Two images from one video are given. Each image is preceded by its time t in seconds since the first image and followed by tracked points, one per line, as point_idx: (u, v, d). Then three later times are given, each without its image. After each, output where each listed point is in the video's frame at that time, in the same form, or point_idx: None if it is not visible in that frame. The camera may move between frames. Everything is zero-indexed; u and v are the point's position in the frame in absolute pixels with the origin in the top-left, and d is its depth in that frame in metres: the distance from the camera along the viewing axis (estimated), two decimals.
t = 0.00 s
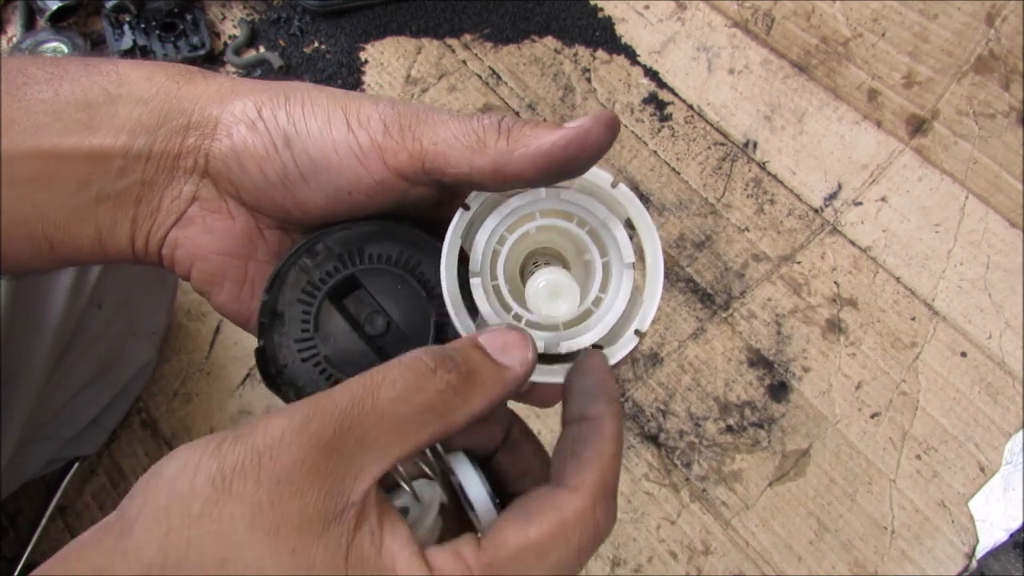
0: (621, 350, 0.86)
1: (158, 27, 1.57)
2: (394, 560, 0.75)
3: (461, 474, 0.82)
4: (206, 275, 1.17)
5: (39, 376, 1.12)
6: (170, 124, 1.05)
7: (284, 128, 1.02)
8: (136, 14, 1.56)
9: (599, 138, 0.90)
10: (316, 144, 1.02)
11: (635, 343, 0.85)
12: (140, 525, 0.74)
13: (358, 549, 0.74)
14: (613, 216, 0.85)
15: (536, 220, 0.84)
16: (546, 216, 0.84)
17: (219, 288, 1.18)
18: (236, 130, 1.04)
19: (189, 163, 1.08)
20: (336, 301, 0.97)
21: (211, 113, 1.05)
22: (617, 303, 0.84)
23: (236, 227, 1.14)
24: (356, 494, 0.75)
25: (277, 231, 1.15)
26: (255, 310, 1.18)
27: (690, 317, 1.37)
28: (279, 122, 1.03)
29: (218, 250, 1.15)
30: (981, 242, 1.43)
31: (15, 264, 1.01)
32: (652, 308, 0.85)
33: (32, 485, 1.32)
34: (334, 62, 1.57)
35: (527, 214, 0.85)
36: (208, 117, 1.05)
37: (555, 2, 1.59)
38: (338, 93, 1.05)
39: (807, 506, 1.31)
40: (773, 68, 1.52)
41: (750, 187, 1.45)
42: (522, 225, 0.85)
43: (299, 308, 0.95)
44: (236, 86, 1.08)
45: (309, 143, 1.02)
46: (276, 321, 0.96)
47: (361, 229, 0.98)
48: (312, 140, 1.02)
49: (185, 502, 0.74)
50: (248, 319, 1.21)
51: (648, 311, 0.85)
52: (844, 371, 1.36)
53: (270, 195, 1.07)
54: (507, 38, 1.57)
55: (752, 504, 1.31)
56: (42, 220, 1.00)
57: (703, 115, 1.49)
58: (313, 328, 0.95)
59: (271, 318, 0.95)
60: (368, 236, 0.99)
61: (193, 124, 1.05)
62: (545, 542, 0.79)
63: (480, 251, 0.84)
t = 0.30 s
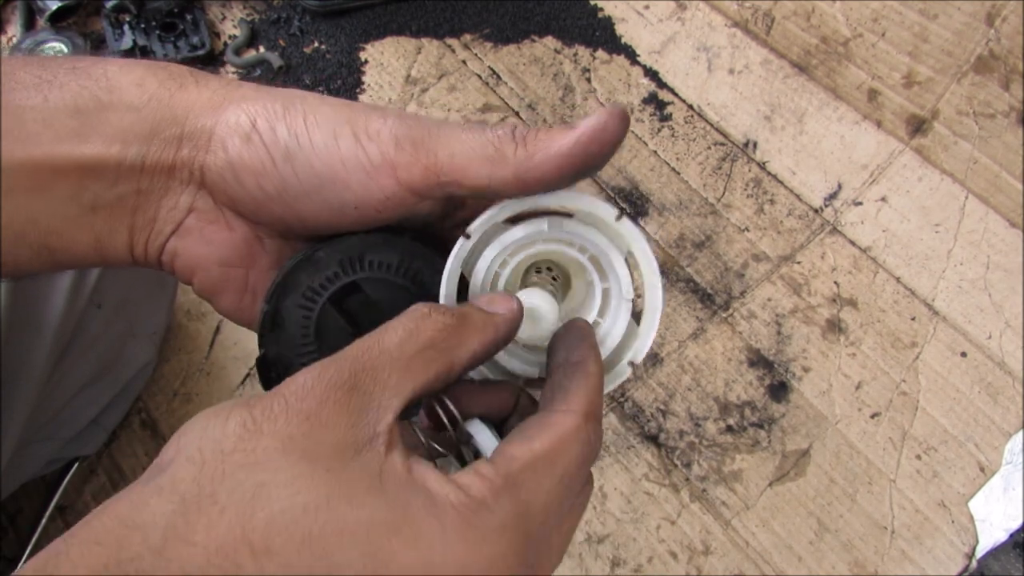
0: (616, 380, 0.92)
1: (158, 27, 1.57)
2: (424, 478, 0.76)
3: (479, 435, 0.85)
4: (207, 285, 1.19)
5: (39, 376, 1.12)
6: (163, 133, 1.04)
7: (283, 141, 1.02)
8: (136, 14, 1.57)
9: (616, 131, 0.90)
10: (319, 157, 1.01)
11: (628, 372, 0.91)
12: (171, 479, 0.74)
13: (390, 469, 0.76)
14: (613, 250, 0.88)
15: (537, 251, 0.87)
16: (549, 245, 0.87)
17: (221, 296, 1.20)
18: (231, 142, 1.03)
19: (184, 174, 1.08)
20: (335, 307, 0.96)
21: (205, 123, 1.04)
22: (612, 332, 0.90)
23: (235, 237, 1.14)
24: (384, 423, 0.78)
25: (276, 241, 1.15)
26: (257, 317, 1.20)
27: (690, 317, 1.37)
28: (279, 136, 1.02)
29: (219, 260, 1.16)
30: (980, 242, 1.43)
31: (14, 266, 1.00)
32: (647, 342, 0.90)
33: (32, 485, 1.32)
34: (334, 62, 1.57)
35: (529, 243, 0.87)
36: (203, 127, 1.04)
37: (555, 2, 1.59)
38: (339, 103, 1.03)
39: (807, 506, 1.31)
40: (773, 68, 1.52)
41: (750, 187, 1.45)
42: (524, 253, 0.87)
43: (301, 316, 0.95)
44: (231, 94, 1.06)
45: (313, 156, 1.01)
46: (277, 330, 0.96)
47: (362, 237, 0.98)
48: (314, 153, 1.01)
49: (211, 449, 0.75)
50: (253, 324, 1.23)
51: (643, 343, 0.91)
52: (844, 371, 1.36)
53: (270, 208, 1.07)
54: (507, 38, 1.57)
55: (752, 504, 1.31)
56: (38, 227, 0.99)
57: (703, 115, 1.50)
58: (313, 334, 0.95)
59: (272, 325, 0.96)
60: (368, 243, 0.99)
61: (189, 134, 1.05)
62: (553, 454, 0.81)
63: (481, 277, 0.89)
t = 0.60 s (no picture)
0: (607, 381, 0.93)
1: (158, 27, 1.57)
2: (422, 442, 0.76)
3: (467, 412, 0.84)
4: (207, 283, 1.19)
5: (39, 376, 1.12)
6: (157, 137, 1.03)
7: (277, 147, 1.02)
8: (136, 14, 1.57)
9: (617, 189, 0.92)
10: (315, 163, 1.01)
11: (620, 374, 0.93)
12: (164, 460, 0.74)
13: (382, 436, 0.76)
14: (609, 254, 0.90)
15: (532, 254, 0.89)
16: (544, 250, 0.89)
17: (222, 295, 1.20)
18: (225, 147, 1.03)
19: (180, 177, 1.07)
20: (333, 303, 0.97)
21: (199, 127, 1.04)
22: (606, 333, 0.92)
23: (234, 238, 1.14)
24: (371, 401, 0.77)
25: (274, 238, 1.14)
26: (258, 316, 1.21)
27: (690, 317, 1.37)
28: (273, 141, 1.02)
29: (218, 260, 1.16)
30: (981, 242, 1.43)
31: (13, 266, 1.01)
32: (638, 345, 0.92)
33: (32, 485, 1.32)
34: (334, 62, 1.57)
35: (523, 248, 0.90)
36: (197, 131, 1.04)
37: (555, 2, 1.59)
38: (333, 107, 1.03)
39: (807, 506, 1.31)
40: (773, 68, 1.52)
41: (750, 187, 1.45)
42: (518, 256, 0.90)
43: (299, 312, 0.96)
44: (223, 97, 1.06)
45: (308, 163, 1.01)
46: (275, 329, 0.96)
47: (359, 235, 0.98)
48: (309, 160, 1.01)
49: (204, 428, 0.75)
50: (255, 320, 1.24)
51: (635, 346, 0.92)
52: (844, 371, 1.36)
53: (267, 213, 1.07)
54: (507, 38, 1.57)
55: (752, 504, 1.31)
56: (37, 231, 0.99)
57: (703, 115, 1.50)
58: (312, 331, 0.96)
59: (271, 324, 0.96)
60: (364, 240, 0.98)
61: (183, 139, 1.04)
62: (556, 434, 0.83)
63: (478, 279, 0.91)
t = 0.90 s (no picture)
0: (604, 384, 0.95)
1: (158, 27, 1.57)
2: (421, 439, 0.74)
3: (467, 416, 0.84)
4: (207, 282, 1.19)
5: (40, 376, 1.12)
6: (158, 137, 1.03)
7: (275, 149, 1.01)
8: (136, 14, 1.57)
9: (612, 199, 0.92)
10: (313, 165, 1.01)
11: (619, 377, 0.93)
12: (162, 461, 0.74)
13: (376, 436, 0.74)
14: (607, 258, 0.91)
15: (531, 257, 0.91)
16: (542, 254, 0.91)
17: (222, 294, 1.20)
18: (225, 148, 1.03)
19: (180, 176, 1.07)
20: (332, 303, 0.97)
21: (200, 127, 1.04)
22: (605, 337, 0.93)
23: (234, 238, 1.14)
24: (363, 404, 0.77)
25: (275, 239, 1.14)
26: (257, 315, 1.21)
27: (690, 317, 1.37)
28: (271, 143, 1.02)
29: (219, 258, 1.16)
30: (980, 242, 1.43)
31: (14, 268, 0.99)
32: (636, 349, 0.93)
33: (32, 485, 1.32)
34: (334, 62, 1.57)
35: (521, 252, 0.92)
36: (197, 132, 1.04)
37: (555, 2, 1.59)
38: (331, 109, 1.03)
39: (807, 506, 1.31)
40: (773, 68, 1.53)
41: (750, 187, 1.45)
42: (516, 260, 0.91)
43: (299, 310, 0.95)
44: (224, 98, 1.06)
45: (306, 165, 1.01)
46: (274, 326, 0.95)
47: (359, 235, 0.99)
48: (307, 162, 1.01)
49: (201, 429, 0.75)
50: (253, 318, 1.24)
51: (632, 350, 0.93)
52: (844, 371, 1.36)
53: (265, 214, 1.07)
54: (507, 38, 1.57)
55: (752, 504, 1.31)
56: (38, 226, 0.97)
57: (703, 116, 1.50)
58: (310, 331, 0.96)
59: (270, 322, 0.95)
60: (364, 241, 0.98)
61: (183, 139, 1.04)
62: (558, 437, 0.82)
63: (477, 280, 0.92)
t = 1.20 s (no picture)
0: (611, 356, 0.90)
1: (158, 27, 1.57)
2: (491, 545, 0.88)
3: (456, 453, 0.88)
4: (212, 266, 1.19)
5: (39, 376, 1.12)
6: (168, 118, 1.04)
7: (287, 118, 1.02)
8: (136, 14, 1.57)
9: (616, 146, 0.94)
10: (323, 131, 1.02)
11: (626, 346, 0.88)
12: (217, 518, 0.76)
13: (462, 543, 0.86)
14: (610, 220, 0.88)
15: (536, 222, 0.87)
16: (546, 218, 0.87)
17: (226, 278, 1.19)
18: (236, 121, 1.04)
19: (189, 155, 1.08)
20: (334, 286, 0.98)
21: (211, 104, 1.05)
22: (611, 305, 0.86)
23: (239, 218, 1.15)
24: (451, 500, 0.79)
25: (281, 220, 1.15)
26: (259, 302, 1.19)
27: (690, 317, 1.37)
28: (283, 113, 1.03)
29: (224, 241, 1.16)
30: (981, 242, 1.43)
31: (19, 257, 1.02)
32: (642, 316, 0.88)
33: (33, 486, 1.32)
34: (334, 62, 1.57)
35: (526, 217, 0.88)
36: (208, 109, 1.05)
37: (555, 2, 1.59)
38: (342, 81, 1.05)
39: (807, 506, 1.31)
40: (773, 68, 1.52)
41: (750, 187, 1.45)
42: (521, 225, 0.87)
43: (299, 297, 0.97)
44: (236, 77, 1.07)
45: (316, 132, 1.02)
46: (276, 306, 0.98)
47: (363, 218, 1.00)
48: (318, 129, 1.02)
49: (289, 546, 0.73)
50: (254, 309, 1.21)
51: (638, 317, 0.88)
52: (844, 371, 1.36)
53: (274, 185, 1.07)
54: (507, 38, 1.57)
55: (752, 504, 1.31)
56: (46, 217, 1.01)
57: (703, 115, 1.50)
58: (313, 313, 0.97)
59: (272, 302, 0.98)
60: (368, 224, 1.00)
61: (193, 117, 1.05)
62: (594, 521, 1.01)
63: (482, 245, 0.88)
